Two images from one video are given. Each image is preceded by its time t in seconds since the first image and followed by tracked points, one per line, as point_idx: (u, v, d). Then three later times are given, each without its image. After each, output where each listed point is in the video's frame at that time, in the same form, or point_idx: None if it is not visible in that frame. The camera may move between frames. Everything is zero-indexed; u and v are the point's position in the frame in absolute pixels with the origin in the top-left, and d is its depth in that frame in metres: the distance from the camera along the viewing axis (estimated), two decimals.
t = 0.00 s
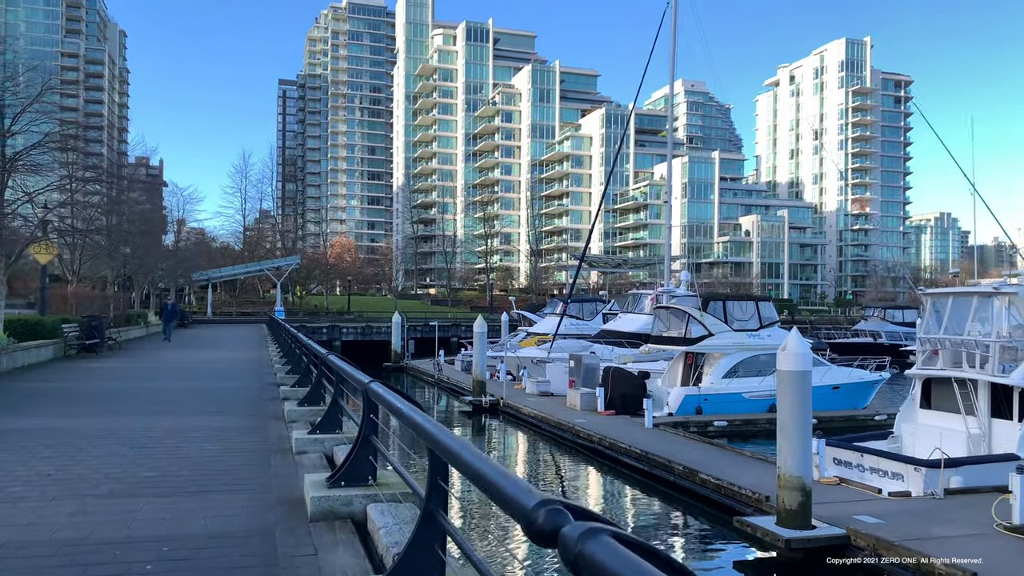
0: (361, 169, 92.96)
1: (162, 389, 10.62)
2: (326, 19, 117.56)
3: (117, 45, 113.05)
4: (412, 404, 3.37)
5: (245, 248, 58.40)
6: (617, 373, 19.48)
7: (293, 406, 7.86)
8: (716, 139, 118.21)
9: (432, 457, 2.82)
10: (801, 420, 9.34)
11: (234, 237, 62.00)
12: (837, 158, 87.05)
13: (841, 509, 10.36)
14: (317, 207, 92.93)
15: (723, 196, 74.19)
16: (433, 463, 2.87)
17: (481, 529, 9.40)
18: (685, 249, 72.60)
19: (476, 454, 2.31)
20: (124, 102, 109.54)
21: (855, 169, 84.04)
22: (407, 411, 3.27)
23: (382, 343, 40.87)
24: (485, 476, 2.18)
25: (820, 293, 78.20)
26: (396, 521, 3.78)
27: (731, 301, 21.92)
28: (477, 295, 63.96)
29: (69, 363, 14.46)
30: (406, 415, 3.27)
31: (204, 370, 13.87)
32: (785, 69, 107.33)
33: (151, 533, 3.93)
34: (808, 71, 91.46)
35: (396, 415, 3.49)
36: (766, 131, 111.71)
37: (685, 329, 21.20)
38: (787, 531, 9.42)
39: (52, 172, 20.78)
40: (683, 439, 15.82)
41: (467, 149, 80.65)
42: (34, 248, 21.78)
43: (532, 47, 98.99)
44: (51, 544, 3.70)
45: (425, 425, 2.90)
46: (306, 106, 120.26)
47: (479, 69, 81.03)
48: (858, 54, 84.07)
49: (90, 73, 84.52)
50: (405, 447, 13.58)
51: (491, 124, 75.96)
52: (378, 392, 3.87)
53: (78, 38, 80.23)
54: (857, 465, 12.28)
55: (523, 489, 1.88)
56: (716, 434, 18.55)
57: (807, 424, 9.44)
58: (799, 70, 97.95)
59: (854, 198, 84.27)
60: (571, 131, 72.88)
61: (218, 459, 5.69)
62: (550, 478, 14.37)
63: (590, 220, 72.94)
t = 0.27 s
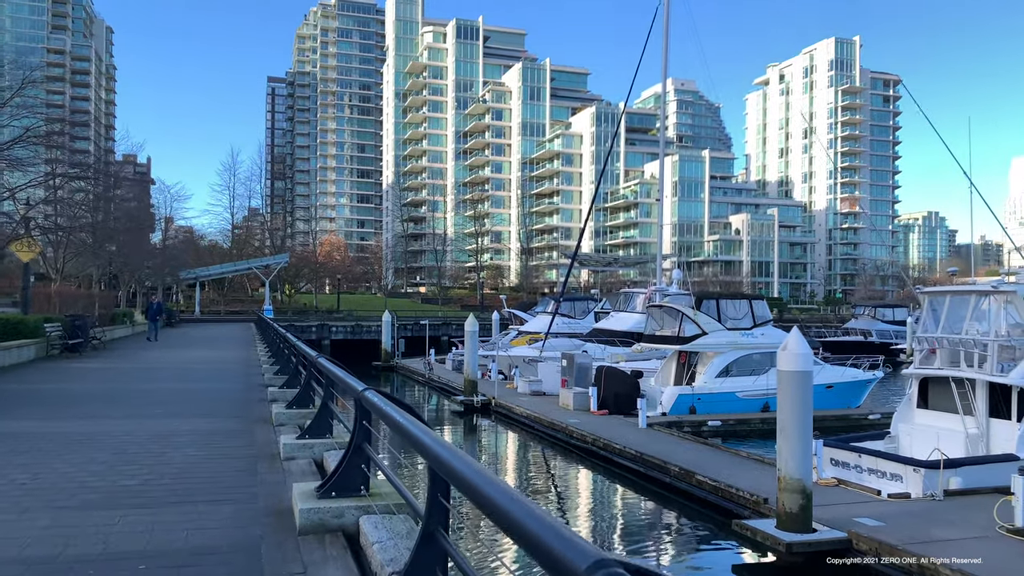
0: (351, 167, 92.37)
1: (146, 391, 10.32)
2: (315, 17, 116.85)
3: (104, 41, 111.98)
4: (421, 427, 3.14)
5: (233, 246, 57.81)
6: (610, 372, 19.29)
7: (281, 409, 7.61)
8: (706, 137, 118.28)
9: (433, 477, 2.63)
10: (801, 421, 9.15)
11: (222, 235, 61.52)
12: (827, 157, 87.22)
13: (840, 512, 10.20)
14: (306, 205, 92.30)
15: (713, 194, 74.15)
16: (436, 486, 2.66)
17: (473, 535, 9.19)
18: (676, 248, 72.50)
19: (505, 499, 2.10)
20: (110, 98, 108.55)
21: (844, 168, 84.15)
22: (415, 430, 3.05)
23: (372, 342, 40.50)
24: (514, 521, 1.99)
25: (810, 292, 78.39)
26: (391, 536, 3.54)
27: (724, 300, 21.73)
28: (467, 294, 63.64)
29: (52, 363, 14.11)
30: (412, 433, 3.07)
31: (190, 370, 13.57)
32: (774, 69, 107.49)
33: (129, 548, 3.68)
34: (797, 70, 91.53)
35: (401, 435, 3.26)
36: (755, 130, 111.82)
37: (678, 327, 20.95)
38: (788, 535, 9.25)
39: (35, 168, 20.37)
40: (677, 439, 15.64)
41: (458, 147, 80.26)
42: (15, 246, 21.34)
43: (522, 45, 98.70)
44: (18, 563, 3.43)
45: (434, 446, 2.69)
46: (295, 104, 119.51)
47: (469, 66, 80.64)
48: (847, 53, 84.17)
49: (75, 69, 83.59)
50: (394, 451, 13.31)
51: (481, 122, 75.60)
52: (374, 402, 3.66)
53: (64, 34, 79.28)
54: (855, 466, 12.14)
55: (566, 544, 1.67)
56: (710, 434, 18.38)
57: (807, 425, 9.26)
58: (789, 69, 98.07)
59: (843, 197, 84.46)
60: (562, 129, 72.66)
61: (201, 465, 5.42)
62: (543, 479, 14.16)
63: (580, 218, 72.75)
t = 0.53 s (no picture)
0: (337, 167, 91.84)
1: (127, 394, 9.99)
2: (301, 16, 116.19)
3: (87, 39, 110.75)
4: (403, 422, 2.90)
5: (217, 246, 57.20)
6: (600, 373, 19.12)
7: (267, 413, 7.36)
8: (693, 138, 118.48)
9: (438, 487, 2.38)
10: (799, 423, 8.97)
11: (206, 235, 60.89)
12: (813, 159, 87.56)
13: (838, 517, 10.04)
14: (292, 204, 91.61)
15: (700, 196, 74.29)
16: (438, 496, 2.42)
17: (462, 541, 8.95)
18: (663, 249, 72.56)
19: (511, 505, 1.84)
20: (93, 97, 107.28)
21: (831, 169, 84.43)
22: (399, 430, 2.80)
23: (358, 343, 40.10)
24: (512, 526, 1.77)
25: (797, 293, 78.65)
26: (387, 553, 3.30)
27: (715, 301, 21.39)
28: (455, 295, 63.36)
29: (30, 366, 13.75)
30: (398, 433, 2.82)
31: (174, 373, 13.27)
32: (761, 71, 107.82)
33: (102, 568, 3.42)
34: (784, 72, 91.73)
35: (384, 431, 3.02)
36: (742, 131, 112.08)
37: (669, 329, 20.75)
38: (785, 539, 9.08)
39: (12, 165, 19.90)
40: (669, 442, 15.45)
41: (445, 147, 79.90)
42: None
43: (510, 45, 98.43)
44: None
45: (428, 452, 2.43)
46: (280, 103, 118.66)
47: (457, 66, 80.17)
48: (833, 56, 84.45)
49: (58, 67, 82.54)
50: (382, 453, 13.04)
51: (469, 122, 75.28)
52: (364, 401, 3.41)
53: (46, 32, 78.31)
54: (850, 469, 12.01)
55: (602, 572, 1.40)
56: (701, 436, 18.25)
57: (806, 428, 9.07)
58: (776, 71, 98.39)
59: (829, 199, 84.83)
60: (549, 129, 72.60)
61: (183, 474, 5.15)
62: (534, 482, 13.94)
63: (568, 219, 72.63)
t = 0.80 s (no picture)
0: (323, 166, 91.36)
1: (106, 396, 9.68)
2: (286, 13, 115.37)
3: (68, 35, 109.42)
4: (396, 429, 2.68)
5: (202, 245, 56.63)
6: (590, 374, 18.92)
7: (252, 415, 7.09)
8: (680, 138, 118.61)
9: (441, 508, 2.16)
10: (797, 424, 8.80)
11: (191, 234, 60.30)
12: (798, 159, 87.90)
13: (834, 519, 9.88)
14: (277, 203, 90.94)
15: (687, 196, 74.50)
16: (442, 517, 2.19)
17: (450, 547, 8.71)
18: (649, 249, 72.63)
19: (520, 525, 1.63)
20: (75, 94, 106.02)
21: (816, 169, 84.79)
22: (395, 440, 2.56)
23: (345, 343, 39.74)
24: (524, 550, 1.55)
25: (782, 293, 79.03)
26: (380, 570, 3.06)
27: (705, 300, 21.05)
28: (442, 294, 63.18)
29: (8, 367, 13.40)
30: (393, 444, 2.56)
31: (155, 374, 12.95)
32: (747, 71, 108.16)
33: None
34: (769, 73, 91.98)
35: (374, 437, 2.79)
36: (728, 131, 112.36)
37: (659, 328, 20.55)
38: (783, 543, 8.91)
39: None
40: (660, 442, 15.29)
41: (432, 146, 79.55)
42: None
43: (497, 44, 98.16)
44: None
45: (431, 467, 2.21)
46: (265, 101, 117.81)
47: (443, 65, 79.77)
48: (819, 57, 84.82)
49: (39, 64, 81.50)
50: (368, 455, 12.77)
51: (456, 121, 74.96)
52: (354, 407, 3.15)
53: (27, 28, 77.31)
54: (845, 470, 11.87)
55: None
56: (692, 437, 18.10)
57: (804, 429, 8.91)
58: (762, 72, 98.72)
59: (815, 199, 85.21)
60: (536, 129, 72.46)
61: (161, 483, 4.87)
62: (524, 485, 13.73)
63: (555, 218, 72.64)
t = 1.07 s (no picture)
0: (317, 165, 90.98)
1: (96, 399, 9.40)
2: (280, 12, 114.93)
3: (60, 34, 108.76)
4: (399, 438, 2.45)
5: (195, 244, 56.27)
6: (589, 374, 18.68)
7: (245, 419, 6.84)
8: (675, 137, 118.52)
9: (458, 536, 1.94)
10: (805, 427, 8.60)
11: (184, 233, 59.90)
12: (794, 159, 87.87)
13: (842, 523, 9.69)
14: (271, 202, 90.51)
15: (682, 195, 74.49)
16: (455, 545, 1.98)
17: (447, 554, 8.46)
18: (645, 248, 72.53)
19: (548, 554, 1.40)
20: (67, 93, 105.41)
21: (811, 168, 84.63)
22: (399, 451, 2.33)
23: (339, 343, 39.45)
24: None
25: (778, 293, 78.96)
26: None
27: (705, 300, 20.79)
28: (437, 294, 62.95)
29: None
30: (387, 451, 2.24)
31: (146, 375, 12.68)
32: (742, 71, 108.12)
33: None
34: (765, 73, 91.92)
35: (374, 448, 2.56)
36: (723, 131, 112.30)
37: (658, 328, 20.12)
38: (791, 548, 8.69)
39: None
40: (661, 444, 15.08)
41: (427, 146, 79.24)
42: None
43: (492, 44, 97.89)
44: None
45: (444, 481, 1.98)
46: (259, 100, 117.35)
47: (438, 64, 79.37)
48: (813, 56, 84.86)
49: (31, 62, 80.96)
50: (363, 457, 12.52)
51: (451, 120, 74.69)
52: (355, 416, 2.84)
53: (19, 27, 76.78)
54: (849, 473, 11.65)
55: None
56: (692, 438, 17.89)
57: (812, 432, 8.70)
58: (757, 71, 98.68)
59: (810, 199, 85.15)
60: (531, 128, 72.27)
61: (149, 493, 4.61)
62: (523, 487, 13.52)
63: (550, 218, 72.48)
